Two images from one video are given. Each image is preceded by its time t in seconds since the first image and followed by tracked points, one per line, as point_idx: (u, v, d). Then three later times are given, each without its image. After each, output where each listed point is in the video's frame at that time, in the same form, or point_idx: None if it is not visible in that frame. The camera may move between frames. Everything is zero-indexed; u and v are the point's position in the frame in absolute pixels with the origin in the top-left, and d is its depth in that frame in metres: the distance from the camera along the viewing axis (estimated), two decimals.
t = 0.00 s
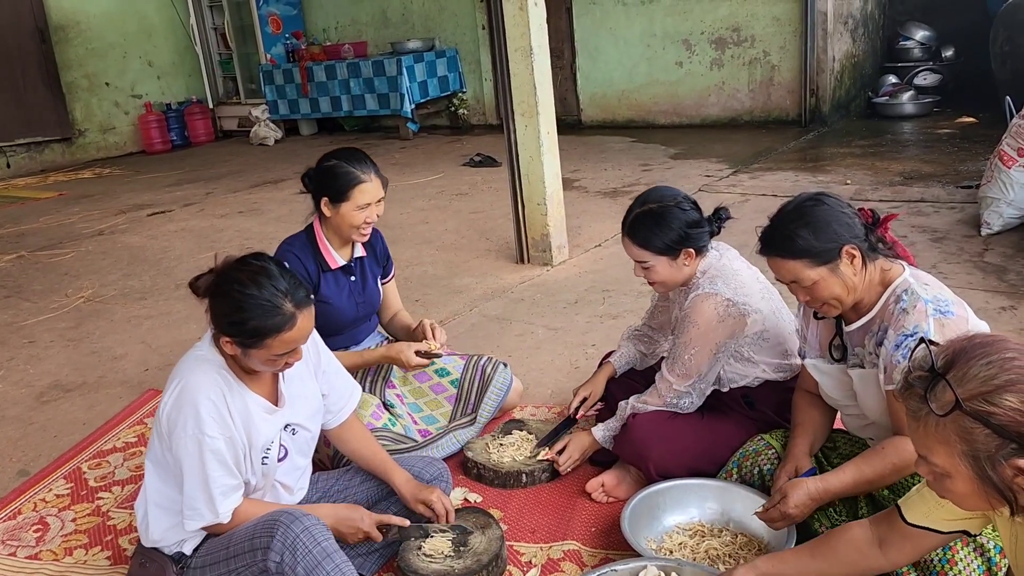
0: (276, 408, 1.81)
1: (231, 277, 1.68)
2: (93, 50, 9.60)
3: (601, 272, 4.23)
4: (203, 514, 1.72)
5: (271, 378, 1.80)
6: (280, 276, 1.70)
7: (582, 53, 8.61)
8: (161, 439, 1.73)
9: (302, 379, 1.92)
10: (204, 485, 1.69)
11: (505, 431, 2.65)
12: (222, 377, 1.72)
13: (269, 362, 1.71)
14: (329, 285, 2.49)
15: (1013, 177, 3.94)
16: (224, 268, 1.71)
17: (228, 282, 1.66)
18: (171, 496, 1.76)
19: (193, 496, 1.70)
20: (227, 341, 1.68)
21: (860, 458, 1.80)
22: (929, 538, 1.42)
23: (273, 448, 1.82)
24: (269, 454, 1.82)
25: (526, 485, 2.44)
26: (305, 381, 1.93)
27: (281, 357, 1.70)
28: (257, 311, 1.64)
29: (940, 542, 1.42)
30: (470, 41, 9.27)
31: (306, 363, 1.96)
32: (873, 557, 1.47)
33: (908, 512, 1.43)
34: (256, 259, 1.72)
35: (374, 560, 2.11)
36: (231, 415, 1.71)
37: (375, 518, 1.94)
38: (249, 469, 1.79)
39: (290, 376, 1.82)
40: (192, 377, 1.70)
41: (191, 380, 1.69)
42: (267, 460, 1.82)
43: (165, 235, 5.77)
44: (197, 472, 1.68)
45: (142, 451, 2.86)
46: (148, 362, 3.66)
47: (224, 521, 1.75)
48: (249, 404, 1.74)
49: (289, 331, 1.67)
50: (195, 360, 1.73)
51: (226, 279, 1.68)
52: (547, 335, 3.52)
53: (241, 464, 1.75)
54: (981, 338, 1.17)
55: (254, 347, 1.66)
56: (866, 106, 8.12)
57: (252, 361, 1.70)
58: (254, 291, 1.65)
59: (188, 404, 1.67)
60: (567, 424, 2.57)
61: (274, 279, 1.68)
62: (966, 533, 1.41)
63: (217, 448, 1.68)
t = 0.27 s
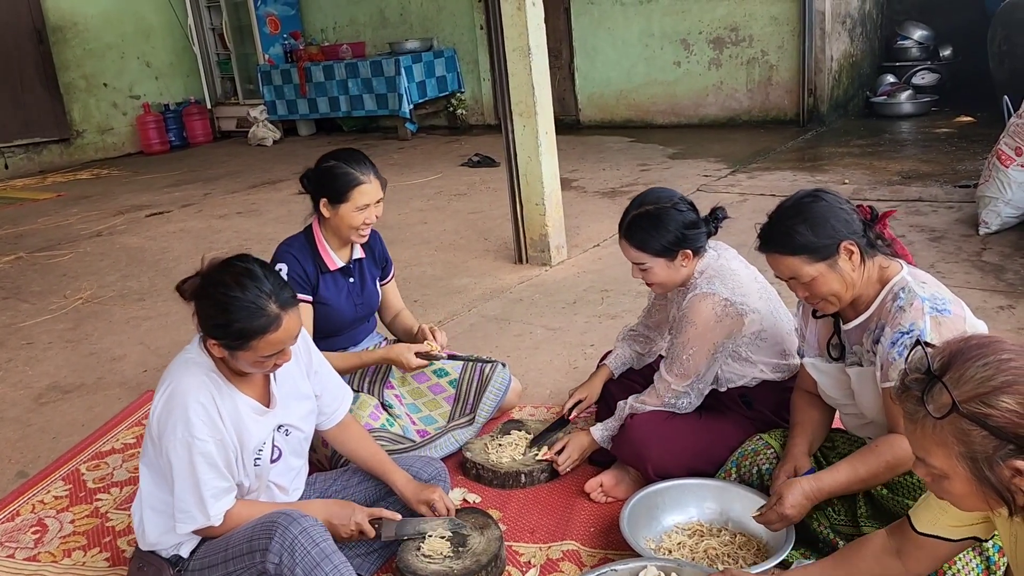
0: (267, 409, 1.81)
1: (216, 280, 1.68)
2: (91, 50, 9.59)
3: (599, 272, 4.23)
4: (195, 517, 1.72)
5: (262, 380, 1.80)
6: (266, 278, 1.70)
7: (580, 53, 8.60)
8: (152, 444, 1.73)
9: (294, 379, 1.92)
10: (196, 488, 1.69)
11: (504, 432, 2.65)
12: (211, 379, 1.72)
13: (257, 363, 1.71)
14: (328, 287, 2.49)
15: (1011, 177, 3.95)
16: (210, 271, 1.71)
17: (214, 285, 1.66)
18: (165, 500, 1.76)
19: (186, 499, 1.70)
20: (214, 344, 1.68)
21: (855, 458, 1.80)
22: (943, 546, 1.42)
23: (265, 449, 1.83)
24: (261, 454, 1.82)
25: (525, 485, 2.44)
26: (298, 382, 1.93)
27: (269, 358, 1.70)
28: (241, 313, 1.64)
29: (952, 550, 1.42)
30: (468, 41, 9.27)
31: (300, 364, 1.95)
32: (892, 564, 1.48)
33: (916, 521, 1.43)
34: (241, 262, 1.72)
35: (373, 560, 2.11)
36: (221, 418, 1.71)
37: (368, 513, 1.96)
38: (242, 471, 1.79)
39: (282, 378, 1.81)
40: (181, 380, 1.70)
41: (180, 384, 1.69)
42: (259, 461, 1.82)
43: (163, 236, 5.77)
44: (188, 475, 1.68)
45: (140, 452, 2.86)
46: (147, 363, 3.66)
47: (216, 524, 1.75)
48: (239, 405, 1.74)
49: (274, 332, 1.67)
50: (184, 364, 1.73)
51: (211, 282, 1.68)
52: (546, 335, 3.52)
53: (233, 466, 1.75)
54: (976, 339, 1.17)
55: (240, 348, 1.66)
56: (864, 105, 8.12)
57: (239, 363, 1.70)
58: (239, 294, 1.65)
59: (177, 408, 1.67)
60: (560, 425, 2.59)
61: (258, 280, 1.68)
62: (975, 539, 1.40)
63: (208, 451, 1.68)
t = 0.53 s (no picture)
0: (269, 412, 1.81)
1: (220, 284, 1.68)
2: (89, 52, 9.58)
3: (598, 273, 4.23)
4: (192, 520, 1.72)
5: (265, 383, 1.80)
6: (271, 282, 1.70)
7: (578, 54, 8.60)
8: (153, 445, 1.73)
9: (296, 382, 1.92)
10: (197, 491, 1.69)
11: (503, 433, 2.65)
12: (214, 382, 1.72)
13: (261, 368, 1.71)
14: (330, 290, 2.49)
15: (1008, 177, 3.95)
16: (215, 274, 1.70)
17: (218, 289, 1.66)
18: (164, 502, 1.76)
19: (185, 502, 1.70)
20: (218, 348, 1.68)
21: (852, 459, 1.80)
22: (947, 551, 1.42)
23: (266, 453, 1.82)
24: (261, 458, 1.81)
25: (524, 486, 2.44)
26: (301, 385, 1.93)
27: (274, 363, 1.70)
28: (246, 318, 1.64)
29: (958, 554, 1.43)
30: (465, 42, 9.27)
31: (302, 367, 1.95)
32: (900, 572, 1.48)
33: (920, 525, 1.44)
34: (245, 265, 1.72)
35: (371, 562, 2.10)
36: (223, 421, 1.71)
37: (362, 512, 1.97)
38: (242, 474, 1.79)
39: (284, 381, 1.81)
40: (184, 383, 1.70)
41: (183, 386, 1.69)
42: (259, 464, 1.82)
43: (161, 238, 5.76)
44: (189, 478, 1.68)
45: (138, 455, 2.85)
46: (145, 365, 3.66)
47: (212, 528, 1.74)
48: (241, 408, 1.74)
49: (279, 337, 1.67)
50: (187, 366, 1.73)
51: (216, 286, 1.68)
52: (545, 336, 3.52)
53: (233, 469, 1.75)
54: (976, 338, 1.17)
55: (245, 353, 1.66)
56: (862, 105, 8.12)
57: (243, 367, 1.70)
58: (244, 299, 1.65)
59: (179, 410, 1.67)
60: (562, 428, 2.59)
61: (263, 285, 1.68)
62: (979, 542, 1.41)
63: (209, 455, 1.68)
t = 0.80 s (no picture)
0: (277, 416, 1.81)
1: (231, 291, 1.67)
2: (85, 54, 9.58)
3: (595, 274, 4.22)
4: (207, 521, 1.72)
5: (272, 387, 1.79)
6: (281, 290, 1.69)
7: (575, 55, 8.61)
8: (159, 447, 1.72)
9: (301, 387, 1.91)
10: (204, 493, 1.69)
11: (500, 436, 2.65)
12: (224, 385, 1.72)
13: (271, 374, 1.70)
14: (333, 298, 2.49)
15: (1004, 178, 3.96)
16: (227, 280, 1.70)
17: (229, 296, 1.65)
18: (168, 503, 1.76)
19: (192, 503, 1.70)
20: (228, 355, 1.68)
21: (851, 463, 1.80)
22: (951, 556, 1.43)
23: (272, 457, 1.82)
24: (268, 462, 1.81)
25: (521, 489, 2.43)
26: (306, 390, 1.92)
27: (282, 370, 1.70)
28: (257, 327, 1.63)
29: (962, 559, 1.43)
30: (462, 44, 9.27)
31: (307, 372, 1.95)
32: None
33: (924, 531, 1.45)
34: (256, 273, 1.71)
35: (368, 566, 2.10)
36: (232, 424, 1.70)
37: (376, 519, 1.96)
38: (248, 477, 1.79)
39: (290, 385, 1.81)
40: (193, 384, 1.70)
41: (192, 388, 1.69)
42: (266, 468, 1.81)
43: (158, 240, 5.75)
44: (196, 480, 1.68)
45: (135, 458, 2.85)
46: (142, 368, 3.65)
47: (228, 526, 1.74)
48: (250, 412, 1.74)
49: (290, 346, 1.66)
50: (196, 368, 1.73)
51: (228, 292, 1.67)
52: (542, 338, 3.52)
53: (241, 472, 1.74)
54: (976, 340, 1.17)
55: (256, 361, 1.66)
56: (858, 106, 8.13)
57: (253, 373, 1.70)
58: (256, 307, 1.64)
59: (189, 412, 1.67)
60: (557, 428, 2.61)
61: (275, 293, 1.67)
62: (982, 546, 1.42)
63: (219, 456, 1.67)
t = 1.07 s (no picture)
0: (267, 421, 1.80)
1: (225, 295, 1.67)
2: (81, 57, 9.56)
3: (592, 276, 4.22)
4: (185, 528, 1.71)
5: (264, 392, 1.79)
6: (274, 293, 1.69)
7: (571, 56, 8.61)
8: (151, 452, 1.72)
9: (295, 392, 1.91)
10: (193, 499, 1.68)
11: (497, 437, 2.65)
12: (215, 391, 1.71)
13: (262, 379, 1.70)
14: (337, 306, 2.49)
15: (1000, 178, 3.96)
16: (220, 284, 1.70)
17: (222, 300, 1.65)
18: (159, 509, 1.75)
19: (181, 509, 1.70)
20: (221, 358, 1.68)
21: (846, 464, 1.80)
22: (957, 557, 1.43)
23: (263, 462, 1.81)
24: (258, 467, 1.80)
25: (518, 492, 2.43)
26: (299, 394, 1.92)
27: (274, 374, 1.69)
28: (250, 331, 1.63)
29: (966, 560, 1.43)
30: (459, 45, 9.26)
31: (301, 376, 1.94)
32: None
33: (930, 532, 1.44)
34: (250, 277, 1.71)
35: (364, 569, 2.10)
36: (222, 429, 1.70)
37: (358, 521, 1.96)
38: (238, 483, 1.78)
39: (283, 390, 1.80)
40: (185, 389, 1.69)
41: (182, 393, 1.69)
42: (256, 473, 1.81)
43: (154, 243, 5.74)
44: (185, 486, 1.67)
45: (131, 462, 2.84)
46: (138, 372, 3.64)
47: (206, 535, 1.73)
48: (241, 417, 1.73)
49: (282, 350, 1.66)
50: (188, 373, 1.73)
51: (222, 296, 1.67)
52: (539, 340, 3.52)
53: (229, 478, 1.74)
54: (984, 339, 1.17)
55: (248, 364, 1.66)
56: (855, 107, 8.14)
57: (246, 377, 1.69)
58: (248, 311, 1.64)
59: (178, 418, 1.66)
60: (554, 431, 2.59)
61: (267, 297, 1.67)
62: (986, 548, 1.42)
63: (206, 463, 1.67)
